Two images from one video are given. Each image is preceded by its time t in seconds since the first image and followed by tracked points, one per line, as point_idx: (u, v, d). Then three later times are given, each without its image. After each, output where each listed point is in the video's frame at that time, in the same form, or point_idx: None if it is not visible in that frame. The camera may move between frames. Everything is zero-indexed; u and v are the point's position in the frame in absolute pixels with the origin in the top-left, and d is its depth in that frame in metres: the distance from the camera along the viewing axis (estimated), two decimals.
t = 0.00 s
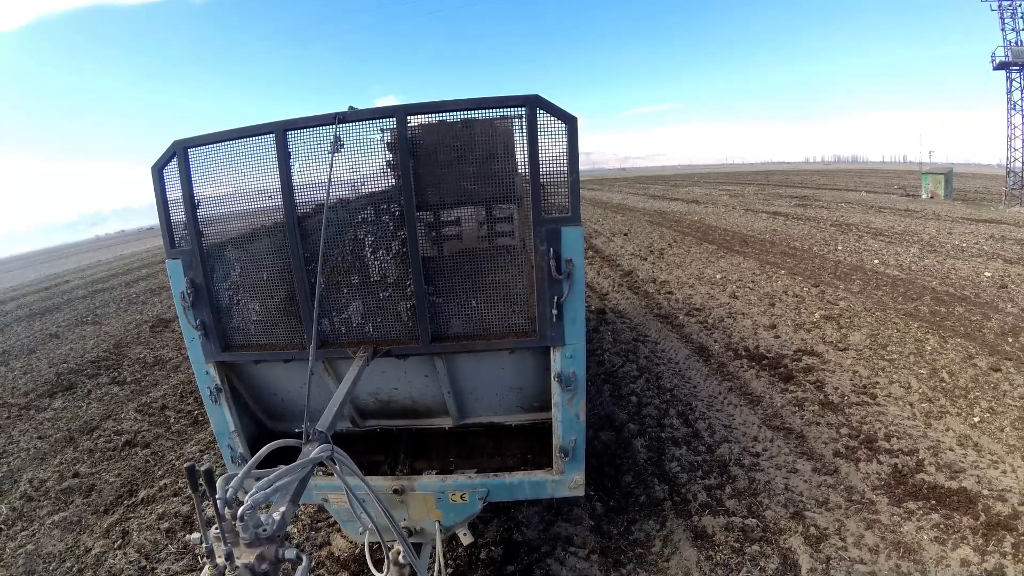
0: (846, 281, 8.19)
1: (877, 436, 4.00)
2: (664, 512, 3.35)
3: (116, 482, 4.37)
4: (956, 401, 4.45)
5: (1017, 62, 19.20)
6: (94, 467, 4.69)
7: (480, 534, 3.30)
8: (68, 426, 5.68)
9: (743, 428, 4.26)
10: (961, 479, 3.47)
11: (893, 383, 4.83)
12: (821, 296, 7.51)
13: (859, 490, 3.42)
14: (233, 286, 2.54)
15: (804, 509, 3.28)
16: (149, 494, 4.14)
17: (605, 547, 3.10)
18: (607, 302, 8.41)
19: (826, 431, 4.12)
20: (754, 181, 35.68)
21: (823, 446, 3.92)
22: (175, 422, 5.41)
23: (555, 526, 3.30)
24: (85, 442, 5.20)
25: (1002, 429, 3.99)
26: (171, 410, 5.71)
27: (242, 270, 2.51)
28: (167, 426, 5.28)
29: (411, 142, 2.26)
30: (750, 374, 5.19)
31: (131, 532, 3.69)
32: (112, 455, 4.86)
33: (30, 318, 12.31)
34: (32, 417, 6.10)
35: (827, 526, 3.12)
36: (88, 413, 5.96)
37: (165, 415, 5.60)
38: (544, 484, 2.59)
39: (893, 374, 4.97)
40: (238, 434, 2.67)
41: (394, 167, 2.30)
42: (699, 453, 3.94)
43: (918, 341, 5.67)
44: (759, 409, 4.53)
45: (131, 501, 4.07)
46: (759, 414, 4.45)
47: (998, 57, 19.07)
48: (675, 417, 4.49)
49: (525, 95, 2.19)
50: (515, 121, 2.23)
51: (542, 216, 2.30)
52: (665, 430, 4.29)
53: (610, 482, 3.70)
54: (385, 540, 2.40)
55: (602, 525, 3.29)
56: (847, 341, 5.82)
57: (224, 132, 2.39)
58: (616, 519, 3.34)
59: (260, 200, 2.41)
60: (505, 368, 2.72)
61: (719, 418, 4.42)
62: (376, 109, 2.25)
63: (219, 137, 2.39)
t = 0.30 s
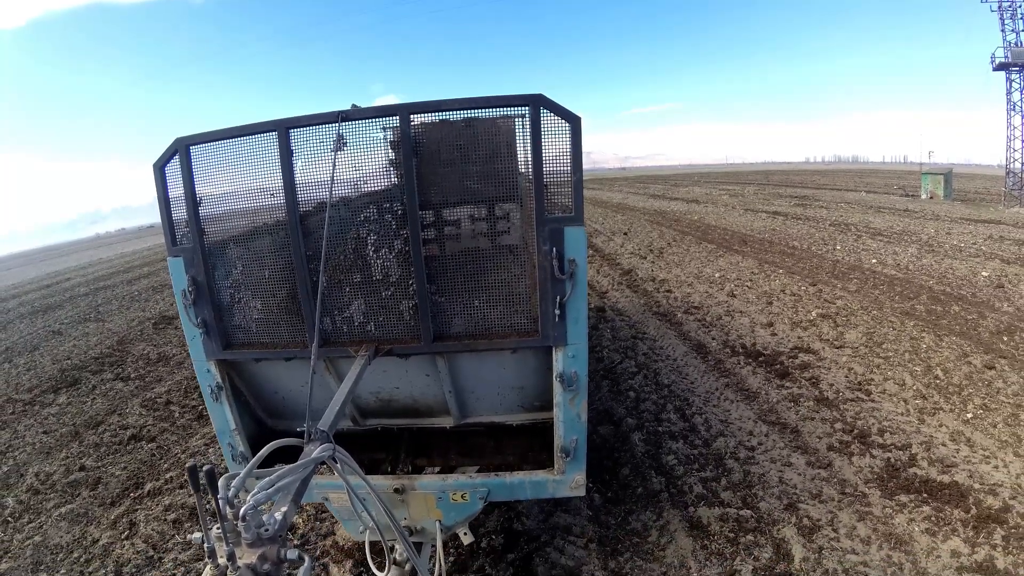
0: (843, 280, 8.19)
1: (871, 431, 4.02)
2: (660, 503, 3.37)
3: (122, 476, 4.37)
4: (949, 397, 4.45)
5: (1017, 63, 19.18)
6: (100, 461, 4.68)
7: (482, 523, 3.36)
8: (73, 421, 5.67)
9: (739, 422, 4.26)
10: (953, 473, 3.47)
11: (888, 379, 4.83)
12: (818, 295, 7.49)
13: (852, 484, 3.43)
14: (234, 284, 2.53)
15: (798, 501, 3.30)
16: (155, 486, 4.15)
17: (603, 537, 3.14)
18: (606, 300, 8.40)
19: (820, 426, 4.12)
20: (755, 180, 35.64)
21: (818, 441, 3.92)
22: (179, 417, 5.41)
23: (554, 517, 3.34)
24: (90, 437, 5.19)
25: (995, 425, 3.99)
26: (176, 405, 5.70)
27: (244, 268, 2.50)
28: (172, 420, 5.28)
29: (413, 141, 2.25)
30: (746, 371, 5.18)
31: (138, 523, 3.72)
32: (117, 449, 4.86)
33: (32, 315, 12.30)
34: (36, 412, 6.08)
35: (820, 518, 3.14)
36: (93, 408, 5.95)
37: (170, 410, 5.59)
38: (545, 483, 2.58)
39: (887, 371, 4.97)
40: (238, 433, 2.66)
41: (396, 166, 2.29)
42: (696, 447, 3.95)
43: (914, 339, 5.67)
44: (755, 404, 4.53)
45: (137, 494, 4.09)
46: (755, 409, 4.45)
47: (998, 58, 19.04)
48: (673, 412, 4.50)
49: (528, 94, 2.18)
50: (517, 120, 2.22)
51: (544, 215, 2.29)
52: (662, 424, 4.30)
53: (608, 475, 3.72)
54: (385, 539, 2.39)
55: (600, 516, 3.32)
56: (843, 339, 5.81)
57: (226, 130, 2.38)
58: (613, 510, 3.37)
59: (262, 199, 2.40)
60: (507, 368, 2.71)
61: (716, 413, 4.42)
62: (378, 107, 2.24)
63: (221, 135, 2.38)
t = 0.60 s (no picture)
0: (839, 280, 8.19)
1: (861, 424, 4.09)
2: (655, 492, 3.49)
3: (131, 468, 4.42)
4: (940, 393, 4.48)
5: (1016, 65, 19.15)
6: (108, 453, 4.71)
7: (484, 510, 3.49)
8: (80, 415, 5.68)
9: (732, 417, 4.33)
10: (941, 465, 3.55)
11: (879, 375, 4.86)
12: (813, 294, 7.47)
13: (841, 474, 3.54)
14: (235, 283, 2.53)
15: (788, 491, 3.41)
16: (164, 477, 4.21)
17: (600, 524, 3.27)
18: (604, 299, 8.42)
19: (812, 419, 4.20)
20: (754, 181, 35.59)
21: (809, 435, 4.00)
22: (186, 411, 5.45)
23: (553, 504, 3.46)
24: (98, 431, 5.22)
25: (983, 420, 4.02)
26: (182, 400, 5.73)
27: (246, 268, 2.49)
28: (179, 415, 5.31)
29: (416, 142, 2.25)
30: (740, 367, 5.20)
31: (148, 513, 3.78)
32: (125, 442, 4.89)
33: (36, 314, 12.30)
34: (44, 407, 6.09)
35: (809, 507, 3.25)
36: (100, 403, 5.97)
37: (177, 405, 5.62)
38: (545, 484, 2.58)
39: (880, 368, 4.99)
40: (239, 432, 2.66)
41: (398, 166, 2.29)
42: (690, 439, 4.06)
43: (906, 338, 5.65)
44: (749, 399, 4.59)
45: (146, 485, 4.14)
46: (748, 404, 4.50)
47: (996, 60, 19.04)
48: (668, 406, 4.57)
49: (531, 94, 2.18)
50: (519, 120, 2.22)
51: (546, 215, 2.29)
52: (658, 417, 4.37)
53: (606, 466, 3.84)
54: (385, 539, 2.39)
55: (597, 504, 3.45)
56: (836, 337, 5.81)
57: (228, 130, 2.38)
58: (610, 498, 3.49)
59: (264, 198, 2.40)
60: (508, 368, 2.71)
61: (710, 407, 4.50)
62: (380, 108, 2.24)
63: (224, 134, 2.38)
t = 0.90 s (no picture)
0: (833, 278, 8.22)
1: (848, 416, 4.20)
2: (647, 478, 3.60)
3: (140, 459, 4.47)
4: (926, 387, 4.58)
5: (1012, 67, 19.17)
6: (118, 446, 4.75)
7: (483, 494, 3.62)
8: (88, 409, 5.71)
9: (723, 408, 4.44)
10: (924, 455, 3.66)
11: (868, 370, 4.96)
12: (806, 293, 7.51)
13: (827, 463, 3.65)
14: (236, 283, 2.53)
15: (776, 478, 3.52)
16: (173, 468, 4.27)
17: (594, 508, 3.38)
18: (601, 297, 8.44)
19: (800, 411, 4.32)
20: (752, 182, 35.58)
21: (797, 426, 4.12)
22: (193, 405, 5.49)
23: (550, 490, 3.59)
24: (106, 424, 5.25)
25: (968, 413, 4.12)
26: (189, 395, 5.77)
27: (245, 267, 2.49)
28: (185, 407, 5.35)
29: (417, 142, 2.25)
30: (732, 362, 5.32)
31: (159, 501, 3.84)
32: (134, 435, 4.94)
33: (38, 313, 12.28)
34: (51, 402, 6.10)
35: (796, 492, 3.36)
36: (107, 397, 5.99)
37: (184, 399, 5.66)
38: (545, 484, 2.58)
39: (868, 363, 5.10)
40: (238, 432, 2.66)
41: (398, 166, 2.29)
42: (681, 429, 4.17)
43: (896, 334, 5.71)
44: (739, 392, 4.72)
45: (156, 475, 4.20)
46: (739, 397, 4.62)
47: (992, 61, 19.07)
48: (661, 398, 4.70)
49: (532, 95, 2.18)
50: (520, 121, 2.22)
51: (546, 216, 2.29)
52: (651, 409, 4.51)
53: (600, 454, 3.96)
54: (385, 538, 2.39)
55: (592, 490, 3.57)
56: (826, 334, 5.89)
57: (228, 129, 2.38)
58: (604, 484, 3.61)
59: (264, 198, 2.40)
60: (508, 368, 2.71)
61: (702, 400, 4.61)
62: (381, 108, 2.24)
63: (224, 133, 2.38)
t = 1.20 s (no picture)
0: (826, 278, 8.29)
1: (835, 409, 4.35)
2: (640, 467, 3.78)
3: (152, 451, 4.55)
4: (912, 382, 4.72)
5: (1007, 69, 19.21)
6: (129, 439, 4.82)
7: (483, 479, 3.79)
8: (98, 404, 5.75)
9: (715, 402, 4.62)
10: (908, 446, 3.79)
11: (856, 366, 5.10)
12: (800, 293, 7.60)
13: (813, 453, 3.79)
14: (239, 282, 2.53)
15: (763, 466, 3.68)
16: (185, 459, 4.36)
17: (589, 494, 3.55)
18: (599, 297, 8.50)
19: (789, 404, 4.47)
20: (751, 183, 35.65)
21: (785, 417, 4.27)
22: (202, 399, 5.56)
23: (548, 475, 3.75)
24: (116, 418, 5.30)
25: (952, 407, 4.25)
26: (198, 390, 5.85)
27: (249, 266, 2.49)
28: (194, 402, 5.43)
29: (421, 143, 2.25)
30: (725, 359, 5.48)
31: (172, 489, 3.94)
32: (144, 428, 5.01)
33: (41, 312, 12.28)
34: (60, 398, 6.12)
35: (782, 480, 3.51)
36: (116, 392, 6.04)
37: (193, 394, 5.73)
38: (546, 485, 2.58)
39: (857, 359, 5.24)
40: (240, 432, 2.66)
41: (402, 167, 2.29)
42: (674, 422, 4.36)
43: (886, 332, 5.87)
44: (731, 386, 4.89)
45: (168, 465, 4.29)
46: (731, 392, 4.80)
47: (989, 64, 19.13)
48: (655, 393, 4.88)
49: (536, 98, 2.18)
50: (524, 123, 2.22)
51: (550, 218, 2.29)
52: (646, 402, 4.70)
53: (596, 444, 4.12)
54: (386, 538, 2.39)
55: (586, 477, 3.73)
56: (818, 331, 6.04)
57: (233, 129, 2.38)
58: (599, 472, 3.77)
59: (268, 198, 2.40)
60: (511, 369, 2.71)
61: (694, 394, 4.79)
62: (386, 109, 2.24)
63: (229, 133, 2.38)
